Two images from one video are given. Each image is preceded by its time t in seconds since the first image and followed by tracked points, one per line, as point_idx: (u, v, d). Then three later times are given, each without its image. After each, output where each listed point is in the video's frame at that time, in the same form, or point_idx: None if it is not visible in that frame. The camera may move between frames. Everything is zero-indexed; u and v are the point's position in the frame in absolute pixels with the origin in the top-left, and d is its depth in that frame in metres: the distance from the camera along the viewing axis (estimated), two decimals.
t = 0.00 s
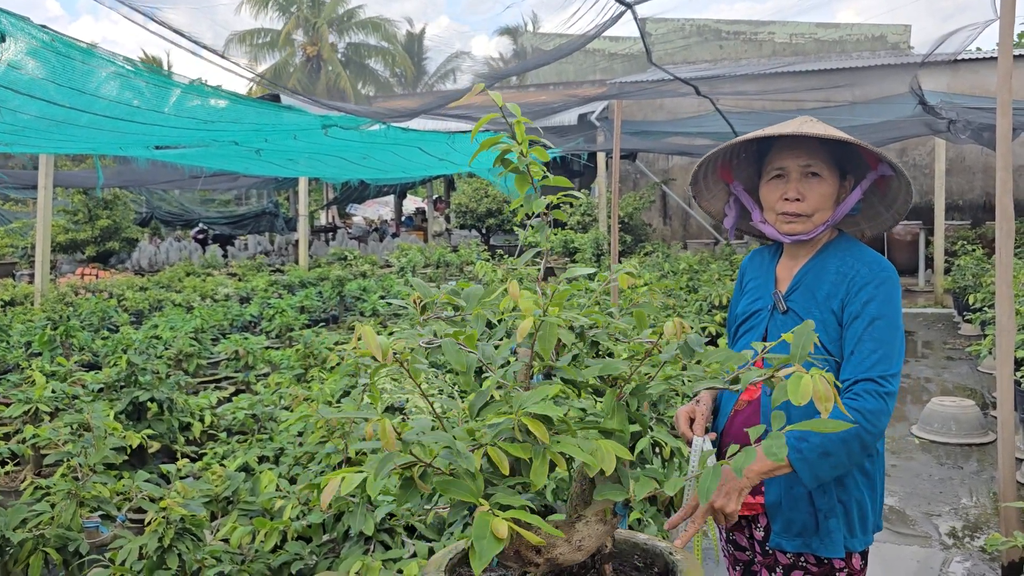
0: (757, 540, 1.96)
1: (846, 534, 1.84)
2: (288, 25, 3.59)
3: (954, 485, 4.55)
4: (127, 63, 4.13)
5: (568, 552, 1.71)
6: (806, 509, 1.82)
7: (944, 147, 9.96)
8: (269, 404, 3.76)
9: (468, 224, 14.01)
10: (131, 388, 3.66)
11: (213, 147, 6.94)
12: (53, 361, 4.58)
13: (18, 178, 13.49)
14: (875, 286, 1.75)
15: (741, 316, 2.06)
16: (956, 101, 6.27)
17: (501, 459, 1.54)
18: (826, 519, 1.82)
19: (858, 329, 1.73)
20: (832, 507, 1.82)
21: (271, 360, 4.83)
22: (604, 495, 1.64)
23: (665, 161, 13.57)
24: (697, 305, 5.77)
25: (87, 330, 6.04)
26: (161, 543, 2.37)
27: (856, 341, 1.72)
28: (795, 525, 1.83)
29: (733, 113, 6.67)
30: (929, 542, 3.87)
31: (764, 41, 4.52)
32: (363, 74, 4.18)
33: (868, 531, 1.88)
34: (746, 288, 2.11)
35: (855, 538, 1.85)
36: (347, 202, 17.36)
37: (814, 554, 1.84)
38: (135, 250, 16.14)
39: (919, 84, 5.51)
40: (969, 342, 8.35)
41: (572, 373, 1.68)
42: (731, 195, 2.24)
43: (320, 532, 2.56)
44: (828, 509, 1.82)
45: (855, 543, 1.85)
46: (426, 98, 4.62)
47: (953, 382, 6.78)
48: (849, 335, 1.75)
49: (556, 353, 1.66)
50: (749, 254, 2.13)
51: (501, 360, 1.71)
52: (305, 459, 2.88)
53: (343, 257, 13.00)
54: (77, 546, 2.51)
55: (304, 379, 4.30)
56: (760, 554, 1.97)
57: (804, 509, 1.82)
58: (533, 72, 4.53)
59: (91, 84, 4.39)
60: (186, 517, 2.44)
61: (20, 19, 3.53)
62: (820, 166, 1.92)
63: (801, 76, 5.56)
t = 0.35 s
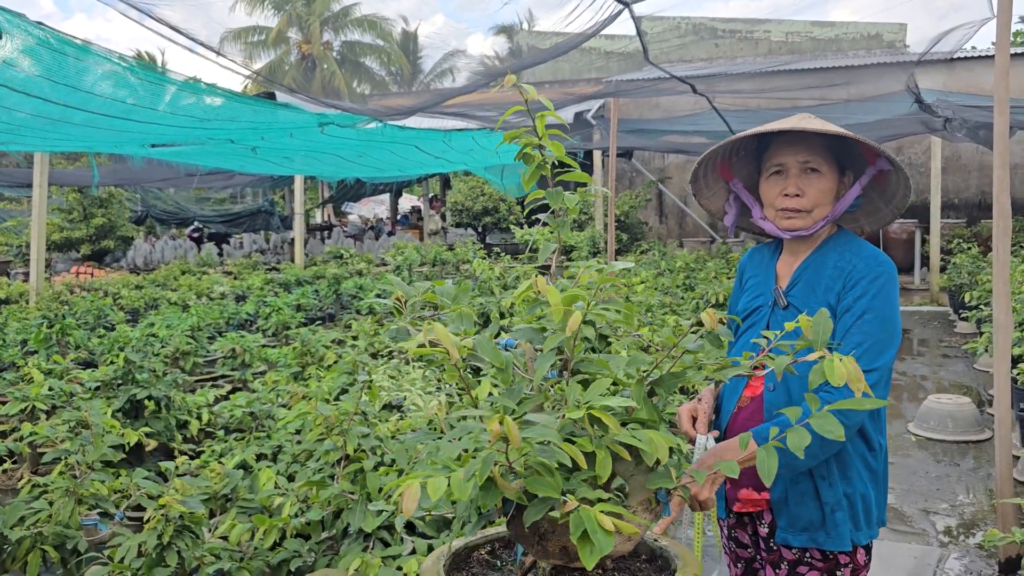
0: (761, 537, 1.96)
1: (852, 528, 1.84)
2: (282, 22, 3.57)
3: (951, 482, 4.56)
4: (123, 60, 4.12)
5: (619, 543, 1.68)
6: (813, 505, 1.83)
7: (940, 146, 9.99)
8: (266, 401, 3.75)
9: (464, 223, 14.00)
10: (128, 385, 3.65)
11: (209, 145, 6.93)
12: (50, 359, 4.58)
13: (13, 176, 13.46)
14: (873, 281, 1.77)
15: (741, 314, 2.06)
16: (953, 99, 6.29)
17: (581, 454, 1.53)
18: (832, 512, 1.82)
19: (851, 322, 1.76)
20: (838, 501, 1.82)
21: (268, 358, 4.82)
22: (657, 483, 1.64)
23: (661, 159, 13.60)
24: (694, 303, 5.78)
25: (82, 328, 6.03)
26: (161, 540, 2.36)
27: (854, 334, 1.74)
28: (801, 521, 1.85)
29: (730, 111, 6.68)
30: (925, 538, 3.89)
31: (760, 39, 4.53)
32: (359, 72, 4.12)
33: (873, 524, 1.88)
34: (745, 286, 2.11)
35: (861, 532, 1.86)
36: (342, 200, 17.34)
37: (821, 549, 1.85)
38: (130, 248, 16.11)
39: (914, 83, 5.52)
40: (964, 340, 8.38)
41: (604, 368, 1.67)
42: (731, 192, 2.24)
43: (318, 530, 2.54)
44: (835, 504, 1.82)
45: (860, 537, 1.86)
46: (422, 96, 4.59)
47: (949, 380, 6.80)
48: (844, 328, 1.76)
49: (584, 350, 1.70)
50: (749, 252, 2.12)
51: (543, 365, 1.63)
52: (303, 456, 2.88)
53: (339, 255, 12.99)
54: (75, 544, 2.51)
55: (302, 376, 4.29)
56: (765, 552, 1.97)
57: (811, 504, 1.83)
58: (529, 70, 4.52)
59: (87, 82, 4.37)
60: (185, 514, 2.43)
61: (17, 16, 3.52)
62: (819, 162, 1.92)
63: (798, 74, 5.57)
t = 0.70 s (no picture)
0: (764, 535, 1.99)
1: (853, 526, 1.85)
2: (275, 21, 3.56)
3: (945, 480, 4.59)
4: (119, 57, 4.11)
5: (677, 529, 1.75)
6: (812, 503, 1.84)
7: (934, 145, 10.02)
8: (263, 401, 3.75)
9: (459, 221, 13.98)
10: (124, 385, 3.64)
11: (205, 144, 6.92)
12: (45, 358, 4.58)
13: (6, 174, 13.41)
14: (867, 282, 1.78)
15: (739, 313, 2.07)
16: (947, 98, 6.31)
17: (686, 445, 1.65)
18: (832, 510, 1.83)
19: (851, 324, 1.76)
20: (837, 499, 1.83)
21: (264, 356, 4.81)
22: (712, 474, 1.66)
23: (656, 158, 13.62)
24: (690, 302, 5.80)
25: (78, 327, 6.02)
26: (159, 539, 2.36)
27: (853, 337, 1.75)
28: (802, 519, 1.85)
29: (725, 110, 6.70)
30: (920, 536, 3.91)
31: (755, 37, 4.54)
32: (354, 71, 4.11)
33: (875, 524, 1.89)
34: (745, 285, 2.12)
35: (862, 529, 1.86)
36: (337, 198, 17.30)
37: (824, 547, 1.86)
38: (124, 247, 16.08)
39: (909, 82, 5.54)
40: (959, 338, 8.41)
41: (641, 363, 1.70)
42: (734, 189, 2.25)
43: (316, 529, 2.55)
44: (834, 501, 1.83)
45: (862, 534, 1.86)
46: (418, 94, 4.59)
47: (943, 378, 6.83)
48: (826, 324, 1.78)
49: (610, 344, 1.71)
50: (748, 251, 2.12)
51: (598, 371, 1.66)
52: (301, 455, 2.88)
53: (334, 253, 12.98)
54: (72, 543, 2.52)
55: (299, 375, 4.29)
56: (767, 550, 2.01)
57: (811, 502, 1.85)
58: (524, 68, 4.51)
59: (82, 80, 4.36)
60: (183, 513, 2.43)
61: (12, 14, 3.51)
62: (822, 163, 1.93)
63: (793, 73, 5.58)
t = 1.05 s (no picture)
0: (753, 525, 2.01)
1: (843, 516, 1.85)
2: (258, 11, 3.52)
3: (930, 472, 4.62)
4: (101, 45, 4.06)
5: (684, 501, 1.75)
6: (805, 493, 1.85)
7: (920, 138, 10.06)
8: (248, 395, 3.72)
9: (447, 214, 13.92)
10: (108, 379, 3.61)
11: (190, 136, 6.85)
12: (28, 352, 4.54)
13: None
14: (871, 278, 1.78)
15: (730, 306, 2.06)
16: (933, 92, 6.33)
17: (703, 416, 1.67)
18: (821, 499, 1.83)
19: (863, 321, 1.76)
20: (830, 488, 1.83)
21: (249, 350, 4.78)
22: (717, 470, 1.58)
23: (645, 151, 13.63)
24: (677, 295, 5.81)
25: (61, 321, 5.96)
26: (141, 535, 2.33)
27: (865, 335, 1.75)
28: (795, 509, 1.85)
29: (713, 103, 6.70)
30: (906, 528, 3.93)
31: (743, 31, 4.53)
32: (341, 63, 4.08)
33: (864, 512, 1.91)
34: (732, 280, 2.11)
35: (851, 520, 1.87)
36: (324, 191, 17.21)
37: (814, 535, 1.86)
38: (110, 240, 15.96)
39: (896, 75, 5.56)
40: (944, 331, 8.46)
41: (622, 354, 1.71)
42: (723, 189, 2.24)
43: (301, 524, 2.54)
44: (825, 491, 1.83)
45: (850, 525, 1.87)
46: (405, 86, 4.56)
47: (929, 371, 6.87)
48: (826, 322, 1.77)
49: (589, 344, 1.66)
50: (735, 246, 2.13)
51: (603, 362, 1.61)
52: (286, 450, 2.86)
53: (321, 247, 12.93)
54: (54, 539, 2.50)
55: (284, 370, 4.26)
56: (755, 538, 2.03)
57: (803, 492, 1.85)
58: (511, 60, 4.48)
59: (66, 69, 4.31)
60: (166, 509, 2.40)
61: None
62: (799, 162, 1.92)
63: (780, 66, 5.58)
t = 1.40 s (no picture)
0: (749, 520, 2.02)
1: (840, 510, 1.86)
2: (256, 9, 3.52)
3: (928, 471, 4.62)
4: (97, 45, 4.05)
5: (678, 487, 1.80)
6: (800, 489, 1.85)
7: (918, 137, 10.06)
8: (246, 394, 3.71)
9: (445, 213, 13.91)
10: (105, 378, 3.61)
11: (188, 134, 6.84)
12: (25, 351, 4.54)
13: None
14: (864, 273, 1.77)
15: (725, 305, 2.06)
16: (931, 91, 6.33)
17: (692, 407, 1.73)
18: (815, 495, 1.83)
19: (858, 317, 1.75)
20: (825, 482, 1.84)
21: (247, 349, 4.77)
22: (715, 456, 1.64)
23: (643, 150, 13.64)
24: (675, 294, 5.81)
25: (58, 320, 5.95)
26: (138, 534, 2.32)
27: (859, 330, 1.74)
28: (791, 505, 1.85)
29: (712, 102, 6.69)
30: (903, 526, 3.93)
31: (742, 29, 4.53)
32: (339, 62, 4.06)
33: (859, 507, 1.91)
34: (727, 278, 2.11)
35: (847, 514, 1.87)
36: (323, 190, 17.19)
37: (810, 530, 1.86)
38: (108, 239, 15.95)
39: (893, 74, 5.55)
40: (942, 330, 8.47)
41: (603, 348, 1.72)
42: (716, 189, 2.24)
43: (298, 523, 2.54)
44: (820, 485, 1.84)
45: (846, 519, 1.87)
46: (403, 85, 4.55)
47: (927, 369, 6.88)
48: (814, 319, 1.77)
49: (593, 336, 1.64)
50: (729, 245, 2.13)
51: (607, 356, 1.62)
52: (284, 449, 2.85)
53: (320, 245, 12.92)
54: (51, 538, 2.50)
55: (282, 368, 4.26)
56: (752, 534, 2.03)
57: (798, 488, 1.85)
58: (509, 59, 4.47)
59: (64, 68, 4.30)
60: (163, 508, 2.39)
61: None
62: (794, 161, 1.92)
63: (779, 65, 5.57)
